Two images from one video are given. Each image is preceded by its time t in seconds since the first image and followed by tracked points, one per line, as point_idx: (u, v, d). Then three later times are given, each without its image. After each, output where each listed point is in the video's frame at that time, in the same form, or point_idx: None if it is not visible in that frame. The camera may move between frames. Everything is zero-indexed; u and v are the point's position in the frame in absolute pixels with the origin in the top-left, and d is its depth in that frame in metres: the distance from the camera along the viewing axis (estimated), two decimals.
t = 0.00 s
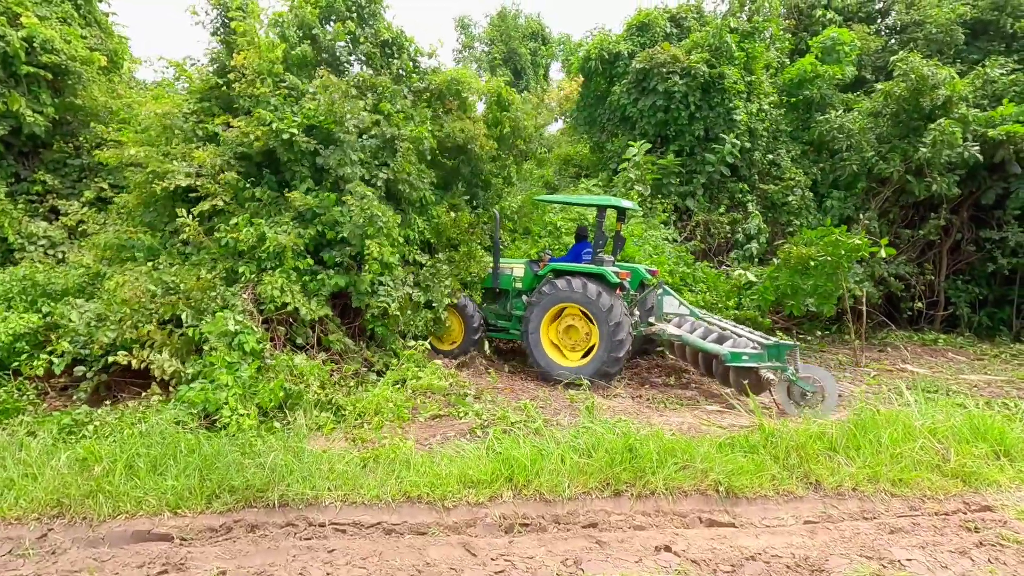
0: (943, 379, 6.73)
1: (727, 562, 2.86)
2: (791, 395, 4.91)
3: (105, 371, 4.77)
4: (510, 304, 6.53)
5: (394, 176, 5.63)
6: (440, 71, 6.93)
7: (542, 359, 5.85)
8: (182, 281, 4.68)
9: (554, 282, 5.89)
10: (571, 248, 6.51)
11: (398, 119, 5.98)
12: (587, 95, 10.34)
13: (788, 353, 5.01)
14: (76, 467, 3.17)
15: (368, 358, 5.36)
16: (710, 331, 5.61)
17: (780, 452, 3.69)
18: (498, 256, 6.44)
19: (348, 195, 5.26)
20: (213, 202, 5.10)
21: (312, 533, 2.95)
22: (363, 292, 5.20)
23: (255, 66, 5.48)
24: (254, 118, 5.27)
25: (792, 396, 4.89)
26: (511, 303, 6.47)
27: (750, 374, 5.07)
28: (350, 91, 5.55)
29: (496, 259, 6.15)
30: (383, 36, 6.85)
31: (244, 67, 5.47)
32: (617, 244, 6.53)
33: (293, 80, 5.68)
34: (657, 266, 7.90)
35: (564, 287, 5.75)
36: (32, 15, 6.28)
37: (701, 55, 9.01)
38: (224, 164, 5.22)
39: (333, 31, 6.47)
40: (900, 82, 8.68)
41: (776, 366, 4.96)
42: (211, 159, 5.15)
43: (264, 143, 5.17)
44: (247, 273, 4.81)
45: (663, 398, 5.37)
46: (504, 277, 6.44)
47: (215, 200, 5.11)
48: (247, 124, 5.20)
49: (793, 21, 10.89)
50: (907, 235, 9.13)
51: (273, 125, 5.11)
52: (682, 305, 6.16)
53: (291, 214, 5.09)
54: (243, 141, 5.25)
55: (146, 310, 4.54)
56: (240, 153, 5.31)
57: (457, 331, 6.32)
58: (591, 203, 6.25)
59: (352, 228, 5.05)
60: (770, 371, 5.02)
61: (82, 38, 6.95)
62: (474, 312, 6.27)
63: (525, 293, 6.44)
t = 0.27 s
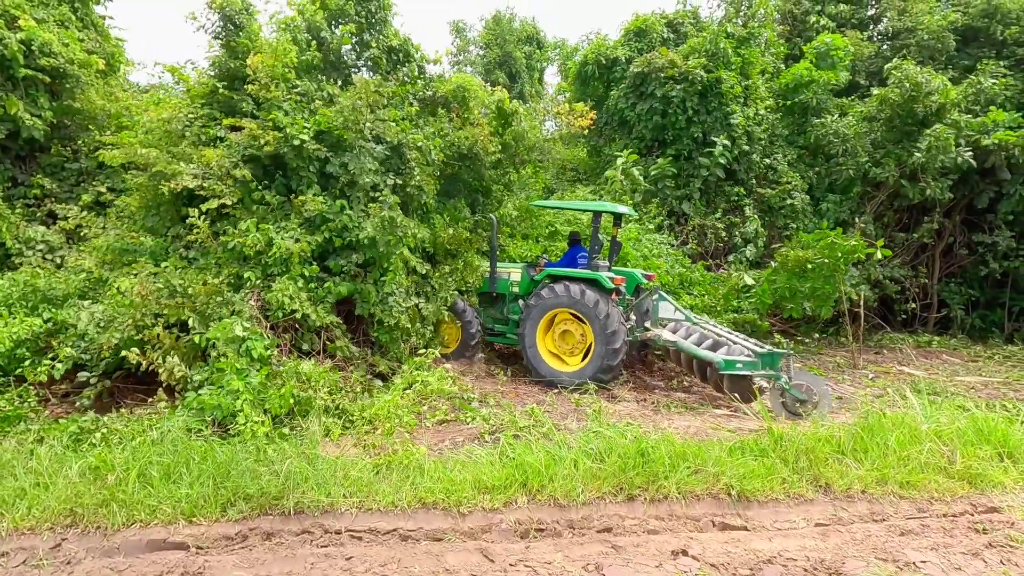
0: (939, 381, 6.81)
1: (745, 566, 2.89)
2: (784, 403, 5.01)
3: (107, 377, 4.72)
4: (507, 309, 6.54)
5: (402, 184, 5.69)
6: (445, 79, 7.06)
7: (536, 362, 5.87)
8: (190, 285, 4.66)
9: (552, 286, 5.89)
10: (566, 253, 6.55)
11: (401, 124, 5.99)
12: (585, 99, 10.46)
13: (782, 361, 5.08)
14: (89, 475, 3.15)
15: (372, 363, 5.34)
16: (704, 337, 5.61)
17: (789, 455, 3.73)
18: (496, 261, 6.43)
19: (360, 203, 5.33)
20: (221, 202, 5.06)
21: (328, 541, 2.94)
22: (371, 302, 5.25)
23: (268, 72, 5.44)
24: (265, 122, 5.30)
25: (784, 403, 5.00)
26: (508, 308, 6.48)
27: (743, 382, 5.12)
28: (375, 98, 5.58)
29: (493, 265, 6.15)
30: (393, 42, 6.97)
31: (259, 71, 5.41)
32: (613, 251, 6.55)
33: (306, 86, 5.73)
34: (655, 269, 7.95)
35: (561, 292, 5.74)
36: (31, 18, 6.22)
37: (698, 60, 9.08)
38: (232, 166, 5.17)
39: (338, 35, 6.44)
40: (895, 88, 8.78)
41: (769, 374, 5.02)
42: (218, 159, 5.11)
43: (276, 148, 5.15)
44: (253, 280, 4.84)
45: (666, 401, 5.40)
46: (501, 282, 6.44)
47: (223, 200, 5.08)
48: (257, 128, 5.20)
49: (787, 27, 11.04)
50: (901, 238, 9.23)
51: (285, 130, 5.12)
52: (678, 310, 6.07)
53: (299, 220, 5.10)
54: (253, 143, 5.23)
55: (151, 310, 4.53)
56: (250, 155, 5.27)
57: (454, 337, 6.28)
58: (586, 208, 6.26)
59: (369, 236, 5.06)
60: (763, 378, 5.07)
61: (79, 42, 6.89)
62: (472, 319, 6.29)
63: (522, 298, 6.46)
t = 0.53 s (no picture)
0: (936, 382, 6.84)
1: (757, 569, 2.88)
2: (790, 404, 5.00)
3: (104, 382, 4.65)
4: (509, 312, 6.54)
5: (401, 184, 5.58)
6: (449, 83, 7.14)
7: (536, 360, 5.85)
8: (189, 289, 4.60)
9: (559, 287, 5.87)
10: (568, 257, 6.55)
11: (402, 126, 5.97)
12: (582, 103, 10.52)
13: (787, 361, 5.05)
14: (92, 483, 3.10)
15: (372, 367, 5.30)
16: (708, 339, 5.62)
17: (795, 458, 3.74)
18: (498, 264, 6.44)
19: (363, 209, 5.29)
20: (229, 199, 5.04)
21: (336, 547, 2.90)
22: (370, 304, 5.17)
23: (271, 73, 5.42)
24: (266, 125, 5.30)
25: (789, 404, 4.99)
26: (510, 311, 6.47)
27: (749, 383, 5.11)
28: (378, 101, 5.59)
29: (495, 267, 6.15)
30: (395, 46, 6.99)
31: (261, 74, 5.39)
32: (616, 254, 6.56)
33: (309, 89, 5.67)
34: (653, 272, 7.96)
35: (568, 294, 5.74)
36: (25, 18, 6.15)
37: (695, 64, 9.13)
38: (234, 168, 5.16)
39: (341, 37, 6.43)
40: (888, 93, 8.85)
41: (775, 375, 5.00)
42: (222, 162, 5.10)
43: (278, 151, 5.13)
44: (252, 283, 4.77)
45: (668, 404, 5.39)
46: (503, 284, 6.45)
47: (228, 199, 5.06)
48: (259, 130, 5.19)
49: (781, 31, 11.16)
50: (895, 240, 9.29)
51: (288, 133, 5.08)
52: (681, 313, 6.10)
53: (299, 223, 5.05)
54: (255, 145, 5.20)
55: (149, 314, 4.45)
56: (252, 157, 5.24)
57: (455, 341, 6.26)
58: (590, 211, 6.22)
59: (372, 239, 4.99)
60: (769, 379, 5.07)
61: (73, 42, 6.82)
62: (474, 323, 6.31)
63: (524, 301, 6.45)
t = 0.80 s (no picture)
0: (937, 383, 6.80)
1: None
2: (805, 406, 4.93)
3: (96, 387, 4.52)
4: (515, 315, 6.45)
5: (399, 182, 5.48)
6: (449, 83, 7.09)
7: (542, 359, 5.78)
8: (183, 291, 4.49)
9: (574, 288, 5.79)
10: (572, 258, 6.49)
11: (401, 126, 5.88)
12: (580, 104, 10.49)
13: (803, 363, 5.04)
14: (87, 492, 3.00)
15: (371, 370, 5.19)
16: (720, 341, 5.61)
17: (806, 460, 3.67)
18: (503, 265, 6.36)
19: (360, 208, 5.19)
20: (226, 199, 4.93)
21: (340, 557, 2.81)
22: (369, 306, 5.07)
23: (267, 70, 5.35)
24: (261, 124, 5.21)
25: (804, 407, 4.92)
26: (515, 313, 6.38)
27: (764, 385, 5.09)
28: (372, 98, 5.50)
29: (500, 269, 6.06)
30: (393, 45, 6.92)
31: (258, 71, 5.33)
32: (622, 254, 6.49)
33: (306, 87, 5.58)
34: (652, 274, 7.90)
35: (582, 296, 5.66)
36: (14, 15, 6.02)
37: (693, 65, 9.11)
38: (230, 167, 5.07)
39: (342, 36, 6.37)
40: (885, 95, 8.85)
41: (791, 376, 4.98)
42: (216, 160, 5.02)
43: (273, 150, 5.03)
44: (248, 286, 4.67)
45: (672, 407, 5.32)
46: (508, 286, 6.37)
47: (222, 200, 4.95)
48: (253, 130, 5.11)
49: (777, 33, 11.22)
50: (892, 241, 9.27)
51: (284, 131, 4.98)
52: (691, 315, 6.10)
53: (294, 224, 4.95)
54: (251, 145, 5.11)
55: (142, 319, 4.33)
56: (246, 156, 5.14)
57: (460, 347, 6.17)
58: (595, 211, 6.14)
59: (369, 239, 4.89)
60: (784, 381, 5.04)
61: (64, 40, 6.70)
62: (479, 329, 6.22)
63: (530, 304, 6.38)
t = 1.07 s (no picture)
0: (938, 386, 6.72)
1: None
2: (815, 411, 4.84)
3: (84, 396, 4.38)
4: (516, 318, 6.34)
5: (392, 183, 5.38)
6: (445, 83, 6.98)
7: (544, 362, 5.68)
8: (174, 297, 4.35)
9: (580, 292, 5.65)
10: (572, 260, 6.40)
11: (398, 127, 5.75)
12: (577, 105, 10.43)
13: (811, 368, 4.89)
14: (75, 509, 2.89)
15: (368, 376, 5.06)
16: (724, 346, 5.51)
17: (818, 469, 3.59)
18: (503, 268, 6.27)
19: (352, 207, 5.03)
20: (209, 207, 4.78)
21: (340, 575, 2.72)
22: (363, 311, 4.93)
23: (256, 71, 5.21)
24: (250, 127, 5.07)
25: (815, 412, 4.82)
26: (517, 317, 6.27)
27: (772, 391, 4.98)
28: (357, 93, 5.32)
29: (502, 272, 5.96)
30: (385, 42, 6.78)
31: (245, 71, 5.19)
32: (625, 258, 6.42)
33: (295, 88, 5.44)
34: (652, 276, 7.81)
35: (587, 300, 5.52)
36: None
37: (691, 66, 9.05)
38: (219, 170, 4.94)
39: (330, 36, 6.25)
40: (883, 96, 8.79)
41: (798, 382, 4.88)
42: (204, 163, 4.89)
43: (261, 154, 4.91)
44: (239, 292, 4.54)
45: (677, 412, 5.22)
46: (509, 290, 6.27)
47: (208, 208, 4.80)
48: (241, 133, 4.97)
49: (774, 35, 11.22)
50: (890, 243, 9.22)
51: (271, 134, 4.86)
52: (694, 320, 6.01)
53: (286, 227, 4.81)
54: (238, 148, 4.96)
55: (130, 328, 4.19)
56: (236, 158, 5.01)
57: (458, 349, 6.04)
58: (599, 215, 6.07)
59: (359, 241, 4.78)
60: (791, 387, 4.95)
61: (51, 39, 6.54)
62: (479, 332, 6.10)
63: (532, 307, 6.28)
